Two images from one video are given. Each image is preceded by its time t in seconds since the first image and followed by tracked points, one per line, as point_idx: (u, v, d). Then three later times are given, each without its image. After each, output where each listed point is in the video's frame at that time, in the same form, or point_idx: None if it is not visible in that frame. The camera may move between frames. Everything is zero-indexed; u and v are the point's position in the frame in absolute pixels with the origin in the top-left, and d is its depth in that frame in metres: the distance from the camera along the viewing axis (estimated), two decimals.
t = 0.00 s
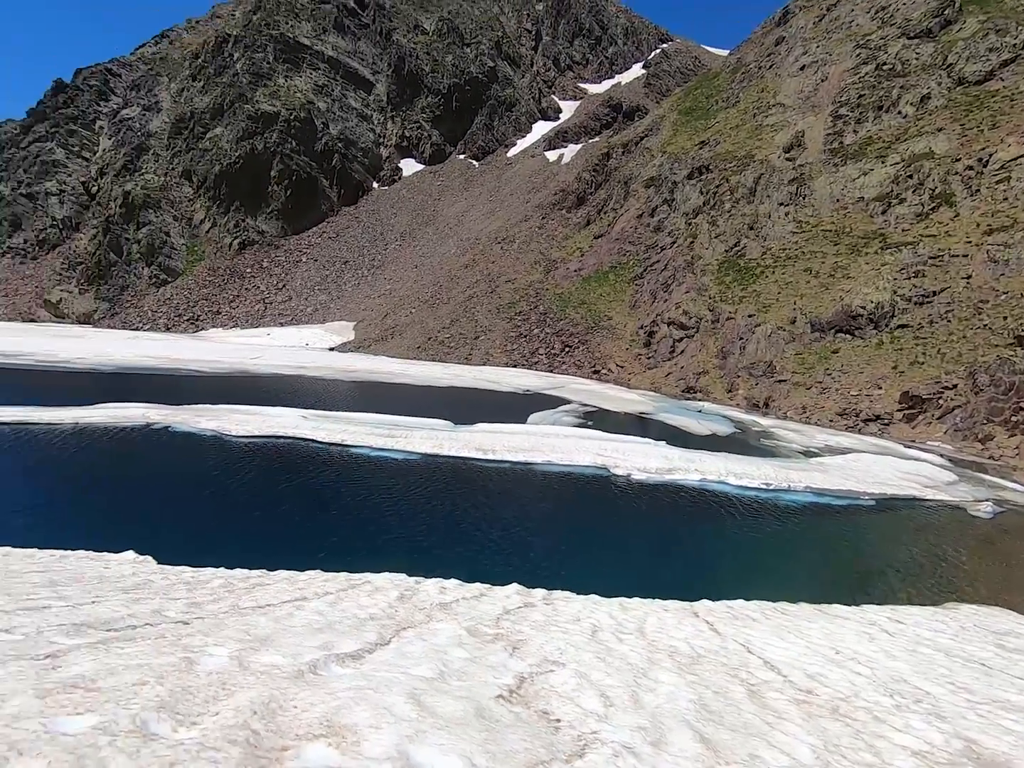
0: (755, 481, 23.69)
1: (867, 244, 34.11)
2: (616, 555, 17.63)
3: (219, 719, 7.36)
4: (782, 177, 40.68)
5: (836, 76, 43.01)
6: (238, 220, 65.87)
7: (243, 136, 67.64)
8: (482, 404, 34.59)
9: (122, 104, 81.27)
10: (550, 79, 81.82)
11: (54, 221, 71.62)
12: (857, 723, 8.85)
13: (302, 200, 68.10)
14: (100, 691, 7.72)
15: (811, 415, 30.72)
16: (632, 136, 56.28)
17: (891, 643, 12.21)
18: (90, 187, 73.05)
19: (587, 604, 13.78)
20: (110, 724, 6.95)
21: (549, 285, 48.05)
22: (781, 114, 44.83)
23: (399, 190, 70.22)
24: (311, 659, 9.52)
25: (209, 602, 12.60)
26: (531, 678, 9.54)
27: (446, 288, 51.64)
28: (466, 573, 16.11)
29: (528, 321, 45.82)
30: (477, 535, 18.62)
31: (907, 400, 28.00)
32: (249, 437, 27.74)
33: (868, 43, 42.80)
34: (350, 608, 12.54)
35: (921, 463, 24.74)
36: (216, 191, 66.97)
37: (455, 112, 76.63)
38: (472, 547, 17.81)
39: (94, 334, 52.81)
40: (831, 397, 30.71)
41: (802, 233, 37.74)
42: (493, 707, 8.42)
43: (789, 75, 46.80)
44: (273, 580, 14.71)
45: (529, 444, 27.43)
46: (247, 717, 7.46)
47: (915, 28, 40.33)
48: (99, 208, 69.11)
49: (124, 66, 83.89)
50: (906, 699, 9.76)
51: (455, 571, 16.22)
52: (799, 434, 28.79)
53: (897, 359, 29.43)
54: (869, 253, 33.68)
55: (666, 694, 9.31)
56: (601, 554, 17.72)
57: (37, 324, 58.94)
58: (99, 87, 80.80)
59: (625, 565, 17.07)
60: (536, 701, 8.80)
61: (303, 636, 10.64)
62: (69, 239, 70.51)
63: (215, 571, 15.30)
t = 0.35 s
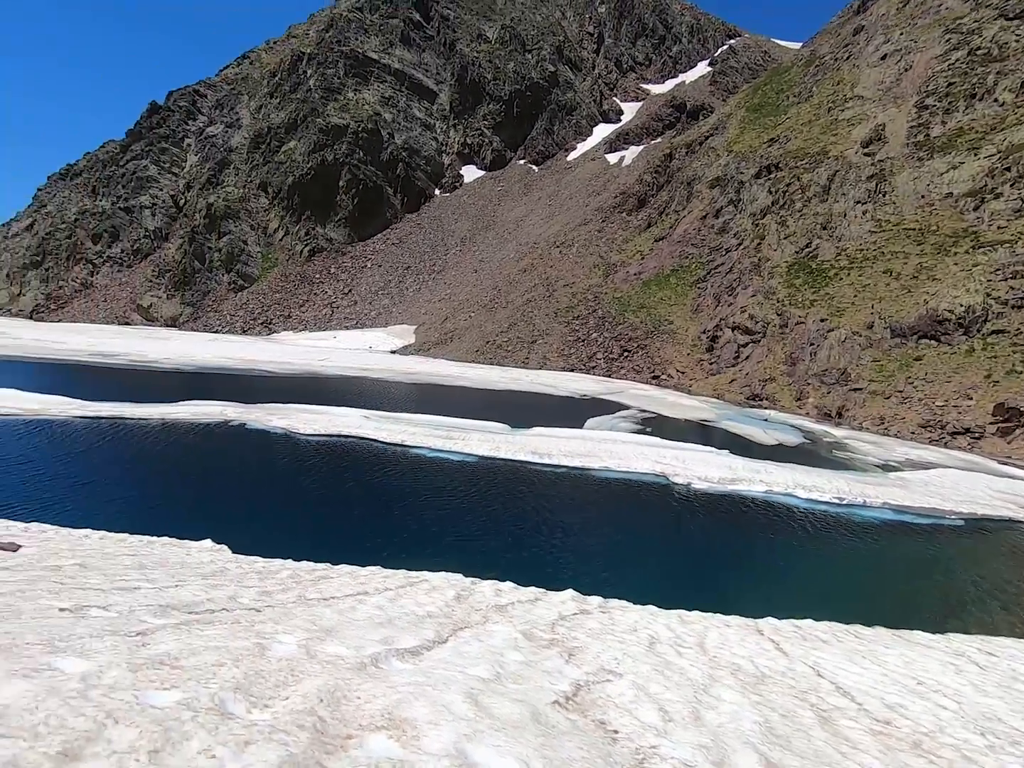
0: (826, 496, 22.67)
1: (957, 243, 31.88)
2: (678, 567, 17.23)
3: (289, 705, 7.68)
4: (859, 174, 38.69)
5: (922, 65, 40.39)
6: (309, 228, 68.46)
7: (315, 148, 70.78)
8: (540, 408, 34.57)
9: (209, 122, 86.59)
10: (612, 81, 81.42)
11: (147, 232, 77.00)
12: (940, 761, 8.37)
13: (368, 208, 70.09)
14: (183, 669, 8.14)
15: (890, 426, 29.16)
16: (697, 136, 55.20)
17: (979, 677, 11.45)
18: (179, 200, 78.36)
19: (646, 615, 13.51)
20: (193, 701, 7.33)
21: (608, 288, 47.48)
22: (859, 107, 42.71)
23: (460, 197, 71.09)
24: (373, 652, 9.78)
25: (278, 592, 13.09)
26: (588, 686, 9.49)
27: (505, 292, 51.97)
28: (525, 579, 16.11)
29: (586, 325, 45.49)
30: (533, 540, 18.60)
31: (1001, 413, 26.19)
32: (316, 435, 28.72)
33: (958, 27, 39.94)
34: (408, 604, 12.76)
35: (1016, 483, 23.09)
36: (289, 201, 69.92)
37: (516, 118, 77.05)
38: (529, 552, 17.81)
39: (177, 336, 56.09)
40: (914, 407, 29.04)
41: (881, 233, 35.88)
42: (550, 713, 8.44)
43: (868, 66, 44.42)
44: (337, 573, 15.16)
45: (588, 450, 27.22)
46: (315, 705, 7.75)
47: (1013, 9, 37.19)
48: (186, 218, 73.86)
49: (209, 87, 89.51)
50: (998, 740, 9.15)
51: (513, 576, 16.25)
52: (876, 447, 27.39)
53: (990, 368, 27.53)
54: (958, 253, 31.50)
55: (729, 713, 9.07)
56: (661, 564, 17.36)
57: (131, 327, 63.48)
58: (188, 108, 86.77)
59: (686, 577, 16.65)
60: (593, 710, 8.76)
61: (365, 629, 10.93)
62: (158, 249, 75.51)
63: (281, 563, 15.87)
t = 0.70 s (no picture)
0: (900, 514, 21.49)
1: None
2: (739, 583, 16.65)
3: (349, 697, 7.84)
4: (941, 171, 36.49)
5: (1016, 52, 37.39)
6: (370, 235, 70.22)
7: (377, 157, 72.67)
8: (594, 413, 34.25)
9: (279, 135, 90.50)
10: (671, 82, 80.35)
11: (221, 241, 81.15)
12: None
13: (426, 215, 71.35)
14: (252, 656, 8.41)
15: (972, 441, 27.40)
16: (762, 135, 53.71)
17: None
18: (251, 210, 82.25)
19: (703, 629, 13.07)
20: (261, 687, 7.57)
21: (665, 293, 46.62)
22: (940, 99, 40.16)
23: (516, 203, 71.36)
24: (427, 651, 9.86)
25: (337, 586, 13.38)
26: (643, 699, 9.29)
27: (559, 297, 51.84)
28: (580, 587, 15.91)
29: (642, 330, 44.83)
30: (589, 548, 18.37)
31: None
32: (373, 435, 29.33)
33: None
34: (461, 605, 12.79)
35: None
36: (351, 209, 71.94)
37: (573, 122, 76.88)
38: (584, 559, 17.61)
39: (245, 338, 58.67)
40: (1003, 422, 27.11)
41: (964, 233, 33.85)
42: (604, 725, 8.33)
43: (953, 55, 41.45)
44: (393, 571, 15.39)
45: (643, 457, 26.72)
46: (374, 699, 7.88)
47: None
48: (257, 227, 77.40)
49: (280, 103, 93.70)
50: None
51: (567, 583, 16.09)
52: (957, 463, 25.82)
53: None
54: None
55: (793, 739, 8.71)
56: (721, 579, 16.82)
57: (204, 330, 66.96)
58: (261, 123, 91.14)
59: (748, 593, 16.08)
60: (648, 725, 8.59)
61: (421, 627, 11.03)
62: (231, 257, 79.40)
63: (340, 558, 16.21)
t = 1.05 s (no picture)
0: (966, 533, 20.36)
1: None
2: (791, 598, 16.05)
3: (395, 695, 7.82)
4: (1013, 166, 34.25)
5: None
6: (416, 239, 71.15)
7: (424, 164, 73.75)
8: (638, 419, 33.68)
9: (331, 144, 92.94)
10: (721, 82, 78.98)
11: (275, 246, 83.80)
12: None
13: (471, 219, 71.85)
14: (302, 650, 8.50)
15: None
16: (816, 133, 52.14)
17: None
18: (303, 216, 84.68)
19: (751, 645, 12.56)
20: (311, 680, 7.63)
21: (712, 297, 45.58)
22: (1013, 91, 37.62)
23: (559, 206, 71.01)
24: (470, 653, 9.78)
25: (382, 584, 13.46)
26: (689, 715, 9.00)
27: (603, 301, 51.37)
28: (623, 595, 15.60)
29: (687, 334, 43.97)
30: (630, 555, 18.10)
31: None
32: (416, 436, 29.63)
33: None
34: (502, 609, 12.67)
35: None
36: (398, 214, 73.08)
37: (618, 125, 76.03)
38: (625, 566, 17.36)
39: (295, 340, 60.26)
40: None
41: None
42: (650, 740, 8.14)
43: None
44: (434, 571, 15.40)
45: (688, 465, 26.09)
46: (418, 699, 7.86)
47: None
48: (308, 232, 79.54)
49: (333, 112, 96.27)
50: None
51: (610, 591, 15.80)
52: None
53: None
54: None
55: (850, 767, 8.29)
56: (772, 593, 16.24)
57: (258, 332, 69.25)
58: (313, 133, 93.92)
59: (798, 609, 15.47)
60: (695, 742, 8.33)
61: (463, 629, 10.96)
62: (283, 262, 81.84)
63: (382, 557, 16.33)
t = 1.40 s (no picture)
0: None
1: None
2: (849, 617, 15.18)
3: (445, 698, 7.62)
4: None
5: None
6: (464, 244, 71.65)
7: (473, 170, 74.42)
8: (688, 426, 32.79)
9: (384, 152, 94.82)
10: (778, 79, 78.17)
11: (328, 252, 85.92)
12: None
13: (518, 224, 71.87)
14: (355, 647, 8.40)
15: None
16: (882, 130, 50.02)
17: None
18: (355, 223, 86.58)
19: (811, 666, 11.81)
20: (364, 678, 7.50)
21: (766, 302, 44.14)
22: None
23: (608, 210, 70.12)
24: (517, 659, 9.49)
25: (429, 585, 13.32)
26: (744, 737, 8.49)
27: (651, 305, 50.45)
28: (673, 608, 15.02)
29: (740, 340, 42.67)
30: (678, 565, 17.57)
31: None
32: (463, 439, 29.62)
33: None
34: (548, 615, 12.31)
35: None
36: (447, 220, 73.78)
37: (669, 127, 74.70)
38: (673, 576, 16.85)
39: (346, 343, 61.46)
40: None
41: None
42: (703, 761, 7.70)
43: None
44: (480, 575, 15.15)
45: (740, 475, 25.11)
46: (467, 702, 7.64)
47: None
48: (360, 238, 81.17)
49: (386, 122, 98.39)
50: None
51: (660, 603, 15.23)
52: None
53: None
54: None
55: None
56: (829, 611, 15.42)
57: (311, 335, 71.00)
58: (367, 142, 96.06)
59: (858, 630, 14.60)
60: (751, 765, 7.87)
61: (509, 634, 10.67)
62: (335, 268, 83.75)
63: (427, 559, 16.24)
